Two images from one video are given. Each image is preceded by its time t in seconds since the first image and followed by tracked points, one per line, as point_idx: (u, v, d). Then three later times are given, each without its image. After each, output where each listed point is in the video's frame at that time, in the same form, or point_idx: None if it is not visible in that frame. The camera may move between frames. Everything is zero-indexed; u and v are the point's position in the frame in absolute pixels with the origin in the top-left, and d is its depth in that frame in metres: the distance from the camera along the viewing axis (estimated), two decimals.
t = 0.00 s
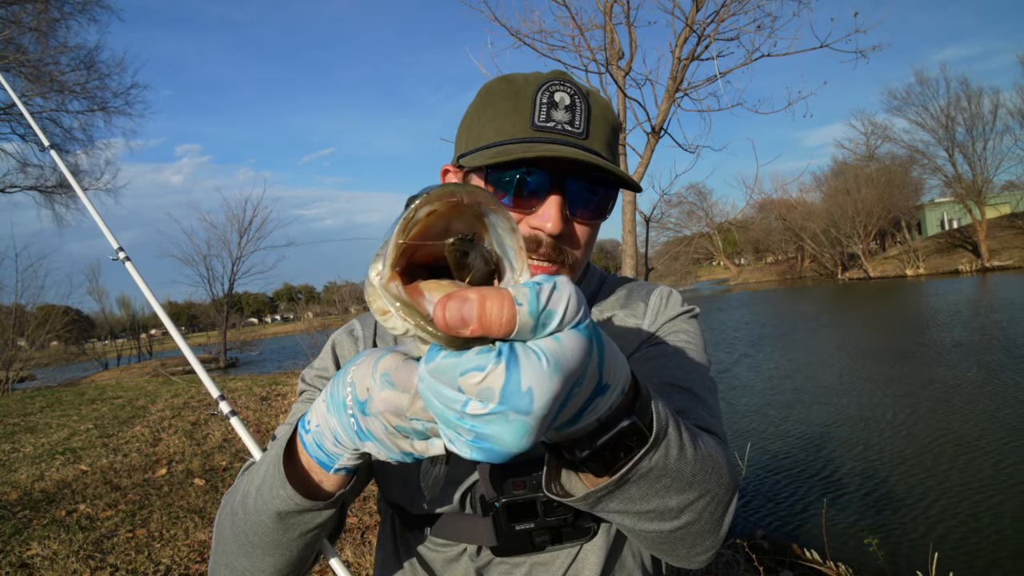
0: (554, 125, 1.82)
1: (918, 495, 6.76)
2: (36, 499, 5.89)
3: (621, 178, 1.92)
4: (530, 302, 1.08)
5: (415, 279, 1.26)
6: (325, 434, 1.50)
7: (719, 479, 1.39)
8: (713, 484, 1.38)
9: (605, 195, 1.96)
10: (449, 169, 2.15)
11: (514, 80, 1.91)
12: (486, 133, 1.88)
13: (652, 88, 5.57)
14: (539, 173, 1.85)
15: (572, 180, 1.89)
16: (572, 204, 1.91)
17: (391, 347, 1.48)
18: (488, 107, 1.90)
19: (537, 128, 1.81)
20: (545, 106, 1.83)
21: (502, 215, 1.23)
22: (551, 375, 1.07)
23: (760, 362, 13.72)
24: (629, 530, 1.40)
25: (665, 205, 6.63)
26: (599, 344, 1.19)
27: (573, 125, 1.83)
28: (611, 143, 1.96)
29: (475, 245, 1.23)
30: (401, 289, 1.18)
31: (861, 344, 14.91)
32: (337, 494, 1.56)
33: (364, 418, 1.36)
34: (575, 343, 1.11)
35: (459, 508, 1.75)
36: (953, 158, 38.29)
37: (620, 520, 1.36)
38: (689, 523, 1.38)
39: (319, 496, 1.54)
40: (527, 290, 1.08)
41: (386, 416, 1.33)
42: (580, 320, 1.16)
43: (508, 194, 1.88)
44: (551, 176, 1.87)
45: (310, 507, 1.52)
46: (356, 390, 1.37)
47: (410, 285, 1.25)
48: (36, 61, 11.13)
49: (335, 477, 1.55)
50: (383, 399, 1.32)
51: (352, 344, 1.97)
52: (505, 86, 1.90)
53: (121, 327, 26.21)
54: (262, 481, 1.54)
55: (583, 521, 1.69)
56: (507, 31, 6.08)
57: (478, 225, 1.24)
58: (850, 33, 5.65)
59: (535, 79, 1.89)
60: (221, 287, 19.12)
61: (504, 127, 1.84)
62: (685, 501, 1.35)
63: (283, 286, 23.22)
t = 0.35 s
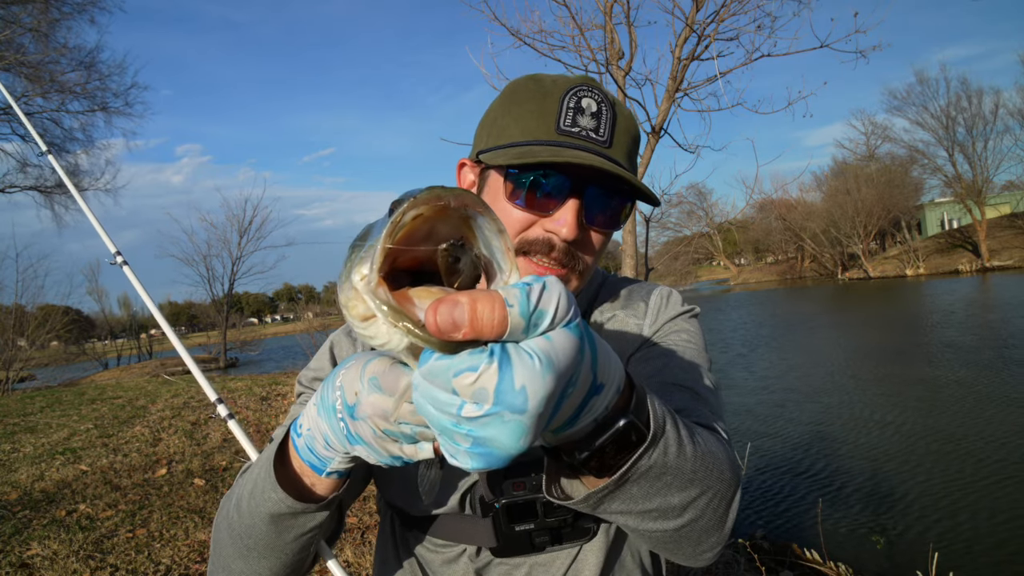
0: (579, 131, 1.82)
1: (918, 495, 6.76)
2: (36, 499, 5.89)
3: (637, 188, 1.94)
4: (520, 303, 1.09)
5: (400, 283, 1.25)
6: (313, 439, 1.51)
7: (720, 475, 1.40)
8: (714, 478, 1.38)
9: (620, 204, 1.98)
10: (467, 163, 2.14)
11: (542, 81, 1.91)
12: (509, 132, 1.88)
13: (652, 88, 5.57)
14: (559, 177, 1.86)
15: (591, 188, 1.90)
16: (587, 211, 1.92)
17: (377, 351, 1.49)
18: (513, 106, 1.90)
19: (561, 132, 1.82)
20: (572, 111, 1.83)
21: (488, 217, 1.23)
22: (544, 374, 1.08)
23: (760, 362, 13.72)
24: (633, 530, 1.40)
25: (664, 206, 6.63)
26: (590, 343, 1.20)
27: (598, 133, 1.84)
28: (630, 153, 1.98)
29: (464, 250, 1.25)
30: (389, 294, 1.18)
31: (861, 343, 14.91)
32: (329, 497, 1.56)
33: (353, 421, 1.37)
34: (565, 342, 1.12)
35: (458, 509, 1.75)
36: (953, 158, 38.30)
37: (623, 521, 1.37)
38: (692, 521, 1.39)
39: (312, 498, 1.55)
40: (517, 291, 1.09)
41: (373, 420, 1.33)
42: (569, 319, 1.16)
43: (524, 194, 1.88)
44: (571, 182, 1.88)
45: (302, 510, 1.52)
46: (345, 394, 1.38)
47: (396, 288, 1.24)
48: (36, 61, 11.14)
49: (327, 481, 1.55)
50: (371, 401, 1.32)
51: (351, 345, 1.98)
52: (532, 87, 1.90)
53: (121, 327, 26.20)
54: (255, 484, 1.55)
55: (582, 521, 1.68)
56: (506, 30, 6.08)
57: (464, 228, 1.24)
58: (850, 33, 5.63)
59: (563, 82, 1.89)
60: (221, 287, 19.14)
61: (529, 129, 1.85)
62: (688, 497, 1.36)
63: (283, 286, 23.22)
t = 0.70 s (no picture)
0: (584, 136, 1.82)
1: (918, 496, 6.75)
2: (36, 499, 5.89)
3: (639, 197, 1.95)
4: (517, 301, 1.09)
5: (400, 283, 1.26)
6: (308, 441, 1.51)
7: (725, 472, 1.40)
8: (719, 474, 1.38)
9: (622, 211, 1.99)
10: (469, 161, 2.13)
11: (550, 83, 1.90)
12: (513, 133, 1.88)
13: (652, 88, 5.57)
14: (562, 180, 1.86)
15: (593, 193, 1.91)
16: (588, 217, 1.92)
17: (375, 354, 1.50)
18: (520, 106, 1.89)
19: (565, 136, 1.82)
20: (578, 115, 1.83)
21: (490, 216, 1.24)
22: (543, 369, 1.07)
23: (760, 362, 13.72)
24: (638, 529, 1.40)
25: (664, 206, 6.62)
26: (592, 340, 1.20)
27: (602, 138, 1.84)
28: (634, 160, 1.98)
29: (466, 249, 1.24)
30: (390, 293, 1.18)
31: (861, 344, 14.91)
32: (324, 500, 1.57)
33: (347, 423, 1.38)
34: (565, 336, 1.12)
35: (455, 511, 1.75)
36: (953, 158, 38.27)
37: (629, 519, 1.37)
38: (697, 518, 1.39)
39: (306, 501, 1.55)
40: (515, 288, 1.09)
41: (368, 423, 1.34)
42: (569, 315, 1.16)
43: (526, 196, 1.87)
44: (574, 185, 1.88)
45: (297, 514, 1.53)
46: (340, 397, 1.39)
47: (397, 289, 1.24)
48: (36, 61, 11.14)
49: (322, 484, 1.55)
50: (368, 402, 1.33)
51: (347, 346, 1.97)
52: (539, 89, 1.89)
53: (121, 327, 26.19)
54: (250, 486, 1.56)
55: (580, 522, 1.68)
56: (506, 30, 6.07)
57: (465, 226, 1.24)
58: (851, 33, 5.60)
59: (571, 85, 1.89)
60: (221, 287, 19.16)
61: (533, 131, 1.84)
62: (693, 494, 1.36)
63: (283, 286, 23.21)
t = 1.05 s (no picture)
0: (572, 134, 1.83)
1: (917, 496, 6.75)
2: (36, 499, 5.89)
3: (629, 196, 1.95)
4: (521, 300, 1.09)
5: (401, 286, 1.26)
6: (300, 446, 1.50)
7: (726, 472, 1.39)
8: (721, 476, 1.38)
9: (614, 211, 1.98)
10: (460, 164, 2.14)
11: (535, 85, 1.92)
12: (501, 134, 1.88)
13: (652, 88, 5.57)
14: (551, 180, 1.86)
15: (583, 192, 1.91)
16: (579, 216, 1.92)
17: (367, 360, 1.49)
18: (507, 108, 1.90)
19: (552, 135, 1.83)
20: (564, 114, 1.84)
21: (491, 217, 1.24)
22: (547, 369, 1.07)
23: (760, 362, 13.72)
24: (641, 530, 1.40)
25: (665, 206, 6.63)
26: (596, 341, 1.20)
27: (590, 136, 1.85)
28: (624, 158, 1.98)
29: (469, 250, 1.24)
30: (392, 295, 1.17)
31: (862, 344, 14.91)
32: (319, 507, 1.56)
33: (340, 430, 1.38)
34: (569, 337, 1.12)
35: (453, 513, 1.76)
36: (953, 158, 38.25)
37: (631, 520, 1.37)
38: (699, 519, 1.39)
39: (301, 508, 1.55)
40: (518, 288, 1.10)
41: (358, 430, 1.34)
42: (573, 315, 1.16)
43: (516, 198, 1.87)
44: (562, 185, 1.88)
45: (292, 520, 1.53)
46: (332, 403, 1.39)
47: (397, 292, 1.24)
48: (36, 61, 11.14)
49: (316, 490, 1.55)
50: (362, 409, 1.33)
51: (343, 350, 1.96)
52: (526, 90, 1.90)
53: (121, 327, 26.18)
54: (245, 492, 1.56)
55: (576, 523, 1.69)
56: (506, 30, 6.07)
57: (467, 227, 1.24)
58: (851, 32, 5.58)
59: (558, 86, 1.90)
60: (221, 287, 19.16)
61: (521, 131, 1.85)
62: (696, 494, 1.36)
63: (283, 286, 23.20)
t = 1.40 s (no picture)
0: (520, 130, 1.80)
1: (918, 496, 6.75)
2: (36, 499, 5.89)
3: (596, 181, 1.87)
4: (547, 298, 1.09)
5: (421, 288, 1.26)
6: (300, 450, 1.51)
7: (738, 470, 1.39)
8: (734, 471, 1.38)
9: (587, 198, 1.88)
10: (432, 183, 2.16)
11: (480, 91, 1.92)
12: (457, 147, 1.89)
13: (653, 88, 5.56)
14: (511, 180, 1.82)
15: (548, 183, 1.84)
16: (549, 208, 1.84)
17: (364, 359, 1.49)
18: (457, 119, 1.91)
19: (501, 136, 1.80)
20: (508, 112, 1.82)
21: (514, 219, 1.24)
22: (571, 366, 1.07)
23: (760, 362, 13.71)
24: (653, 527, 1.40)
25: (665, 205, 6.62)
26: (616, 341, 1.19)
27: (539, 128, 1.81)
28: (586, 143, 1.92)
29: (491, 252, 1.24)
30: (417, 296, 1.18)
31: (862, 344, 14.90)
32: (319, 506, 1.56)
33: (338, 430, 1.38)
34: (594, 336, 1.11)
35: (458, 514, 1.75)
36: (953, 158, 38.24)
37: (645, 518, 1.36)
38: (711, 516, 1.38)
39: (301, 507, 1.54)
40: (543, 287, 1.09)
41: (359, 428, 1.34)
42: (596, 314, 1.16)
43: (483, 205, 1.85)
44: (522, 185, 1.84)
45: (292, 519, 1.52)
46: (330, 404, 1.39)
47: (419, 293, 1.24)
48: (36, 61, 11.13)
49: (317, 489, 1.54)
50: (362, 408, 1.33)
51: (343, 352, 1.96)
52: (472, 99, 1.91)
53: (121, 327, 26.16)
54: (244, 493, 1.56)
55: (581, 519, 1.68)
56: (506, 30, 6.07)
57: (488, 229, 1.24)
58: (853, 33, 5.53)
59: (500, 86, 1.89)
60: (221, 287, 19.16)
61: (472, 139, 1.84)
62: (710, 491, 1.35)
63: (283, 286, 23.19)
